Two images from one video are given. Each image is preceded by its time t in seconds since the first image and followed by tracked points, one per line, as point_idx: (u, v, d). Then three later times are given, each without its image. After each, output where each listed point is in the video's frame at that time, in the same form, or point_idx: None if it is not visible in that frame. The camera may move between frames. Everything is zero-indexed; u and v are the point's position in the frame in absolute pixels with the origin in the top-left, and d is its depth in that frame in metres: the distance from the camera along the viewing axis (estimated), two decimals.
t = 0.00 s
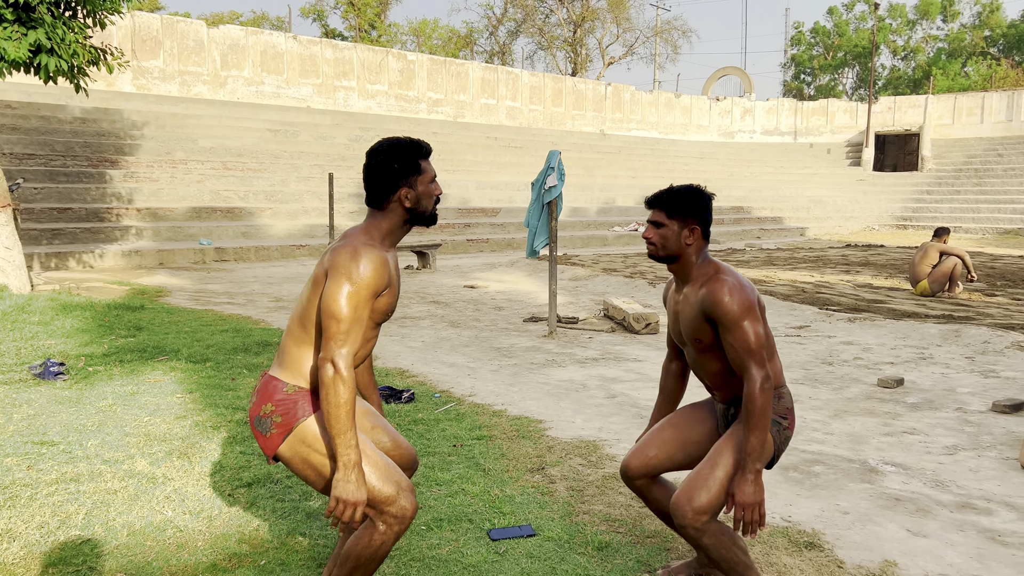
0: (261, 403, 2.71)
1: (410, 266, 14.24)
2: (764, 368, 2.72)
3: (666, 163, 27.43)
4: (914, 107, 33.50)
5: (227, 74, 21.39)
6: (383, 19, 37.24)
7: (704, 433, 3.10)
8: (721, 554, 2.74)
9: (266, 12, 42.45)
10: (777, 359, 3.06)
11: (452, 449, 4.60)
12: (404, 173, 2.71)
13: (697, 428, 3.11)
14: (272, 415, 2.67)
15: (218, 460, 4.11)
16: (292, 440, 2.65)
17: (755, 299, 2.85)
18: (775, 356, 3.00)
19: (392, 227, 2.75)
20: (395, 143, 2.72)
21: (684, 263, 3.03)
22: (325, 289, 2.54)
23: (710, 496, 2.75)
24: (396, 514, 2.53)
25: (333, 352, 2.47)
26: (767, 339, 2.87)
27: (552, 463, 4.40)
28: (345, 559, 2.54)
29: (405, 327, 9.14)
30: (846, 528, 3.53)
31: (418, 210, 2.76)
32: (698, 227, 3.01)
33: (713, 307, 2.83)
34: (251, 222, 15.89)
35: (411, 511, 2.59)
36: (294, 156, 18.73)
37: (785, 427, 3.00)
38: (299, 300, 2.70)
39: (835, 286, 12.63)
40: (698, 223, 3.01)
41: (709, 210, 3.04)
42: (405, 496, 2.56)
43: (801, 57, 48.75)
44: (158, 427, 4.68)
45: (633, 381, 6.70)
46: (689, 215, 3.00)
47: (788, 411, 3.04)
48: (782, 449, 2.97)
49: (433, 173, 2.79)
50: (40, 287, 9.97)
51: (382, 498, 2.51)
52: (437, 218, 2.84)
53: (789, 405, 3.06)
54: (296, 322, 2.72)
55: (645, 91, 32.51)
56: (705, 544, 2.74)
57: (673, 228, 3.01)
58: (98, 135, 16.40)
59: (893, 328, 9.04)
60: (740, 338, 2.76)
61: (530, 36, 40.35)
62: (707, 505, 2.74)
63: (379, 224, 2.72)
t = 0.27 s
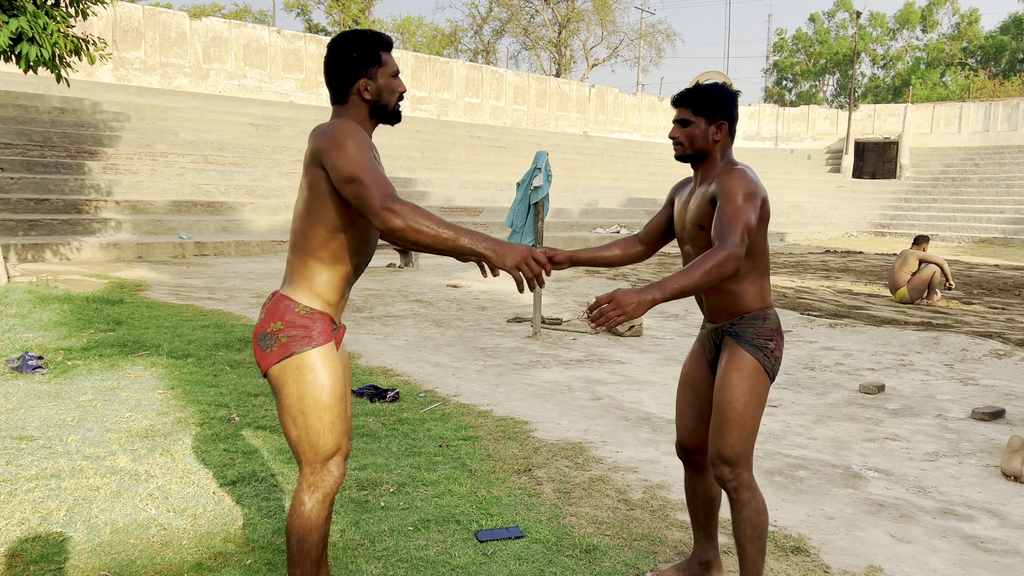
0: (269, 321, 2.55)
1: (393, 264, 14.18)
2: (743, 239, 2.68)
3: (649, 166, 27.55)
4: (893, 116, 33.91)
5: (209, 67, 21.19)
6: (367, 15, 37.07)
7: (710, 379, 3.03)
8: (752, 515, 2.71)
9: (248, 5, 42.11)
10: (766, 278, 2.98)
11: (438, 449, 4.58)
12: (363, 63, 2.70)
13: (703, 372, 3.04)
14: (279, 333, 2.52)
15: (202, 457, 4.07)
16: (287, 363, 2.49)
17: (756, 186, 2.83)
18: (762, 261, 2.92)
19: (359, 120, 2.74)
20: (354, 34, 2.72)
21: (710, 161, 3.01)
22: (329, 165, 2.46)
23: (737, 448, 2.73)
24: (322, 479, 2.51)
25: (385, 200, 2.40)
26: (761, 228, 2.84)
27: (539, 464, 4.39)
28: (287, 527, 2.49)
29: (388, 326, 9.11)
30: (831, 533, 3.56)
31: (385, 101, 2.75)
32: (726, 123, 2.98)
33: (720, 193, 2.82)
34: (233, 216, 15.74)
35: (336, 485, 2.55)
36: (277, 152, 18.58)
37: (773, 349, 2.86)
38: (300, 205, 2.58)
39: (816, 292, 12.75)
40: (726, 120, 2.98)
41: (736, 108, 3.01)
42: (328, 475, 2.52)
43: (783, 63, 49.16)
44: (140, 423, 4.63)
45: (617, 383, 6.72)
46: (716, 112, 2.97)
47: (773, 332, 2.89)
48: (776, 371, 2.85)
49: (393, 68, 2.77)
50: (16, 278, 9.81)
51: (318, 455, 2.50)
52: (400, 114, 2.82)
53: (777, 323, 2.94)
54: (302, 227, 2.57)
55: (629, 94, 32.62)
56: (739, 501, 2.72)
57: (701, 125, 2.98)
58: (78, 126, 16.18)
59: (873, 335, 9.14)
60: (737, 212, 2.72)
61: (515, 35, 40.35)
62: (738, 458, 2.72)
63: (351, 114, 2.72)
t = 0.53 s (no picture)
0: (259, 313, 2.57)
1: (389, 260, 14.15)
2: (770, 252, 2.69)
3: (645, 167, 27.56)
4: (890, 120, 33.96)
5: (207, 59, 21.12)
6: (365, 10, 36.98)
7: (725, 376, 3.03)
8: (759, 512, 2.72)
9: None
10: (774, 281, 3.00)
11: (435, 444, 4.58)
12: (396, 73, 2.73)
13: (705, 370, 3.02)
14: (269, 326, 2.52)
15: (199, 447, 4.06)
16: (277, 358, 2.49)
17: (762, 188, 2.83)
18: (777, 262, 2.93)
19: (386, 130, 2.74)
20: (389, 44, 2.76)
21: (704, 165, 3.01)
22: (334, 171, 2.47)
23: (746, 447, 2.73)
24: (327, 470, 2.51)
25: (357, 221, 2.36)
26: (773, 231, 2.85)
27: (536, 461, 4.39)
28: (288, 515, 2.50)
29: (384, 321, 9.09)
30: (828, 533, 3.57)
31: (415, 115, 2.76)
32: (712, 127, 2.99)
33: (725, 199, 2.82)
34: (229, 209, 15.69)
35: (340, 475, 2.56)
36: (274, 145, 18.53)
37: (778, 347, 2.86)
38: (304, 204, 2.62)
39: (811, 294, 12.78)
40: (711, 123, 2.99)
41: (720, 110, 3.02)
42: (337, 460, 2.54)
43: (781, 66, 49.22)
44: (136, 413, 4.61)
45: (614, 381, 6.72)
46: (700, 116, 2.98)
47: (780, 330, 2.89)
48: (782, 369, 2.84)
49: (429, 81, 2.79)
50: (10, 267, 9.76)
51: (319, 449, 2.50)
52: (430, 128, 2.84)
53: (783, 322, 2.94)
54: (303, 226, 2.61)
55: (627, 94, 32.63)
56: (746, 499, 2.73)
57: (687, 132, 3.00)
58: (74, 115, 16.11)
59: (869, 338, 9.17)
60: (753, 228, 2.72)
61: (513, 33, 40.31)
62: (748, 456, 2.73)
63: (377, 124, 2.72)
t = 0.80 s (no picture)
0: (260, 394, 2.63)
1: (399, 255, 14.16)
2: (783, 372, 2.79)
3: (658, 165, 27.45)
4: (905, 121, 33.56)
5: (221, 52, 21.18)
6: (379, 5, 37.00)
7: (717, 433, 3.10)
8: (722, 551, 2.70)
9: None
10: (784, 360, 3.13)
11: (442, 438, 4.56)
12: (440, 187, 2.75)
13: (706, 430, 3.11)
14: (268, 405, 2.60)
15: (206, 438, 4.06)
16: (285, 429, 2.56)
17: (756, 302, 2.87)
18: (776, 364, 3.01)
19: (423, 240, 2.77)
20: (435, 158, 2.79)
21: (678, 275, 3.04)
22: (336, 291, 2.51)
23: (714, 493, 2.71)
24: (396, 501, 2.48)
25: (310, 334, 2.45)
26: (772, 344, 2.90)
27: (542, 457, 4.38)
28: (341, 548, 2.46)
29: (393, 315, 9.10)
30: (836, 535, 3.54)
31: (454, 227, 2.78)
32: (689, 238, 3.03)
33: (713, 311, 2.86)
34: (241, 202, 15.74)
35: (411, 501, 2.52)
36: (286, 139, 18.57)
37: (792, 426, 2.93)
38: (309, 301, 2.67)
39: (823, 295, 12.70)
40: (688, 234, 3.03)
41: (700, 223, 3.06)
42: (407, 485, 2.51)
43: (796, 65, 48.90)
44: (145, 402, 4.63)
45: (622, 379, 6.70)
46: (680, 228, 3.01)
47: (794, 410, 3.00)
48: (791, 444, 2.94)
49: (471, 197, 2.80)
50: (24, 256, 9.82)
51: (379, 487, 2.46)
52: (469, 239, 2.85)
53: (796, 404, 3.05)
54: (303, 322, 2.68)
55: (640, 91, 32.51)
56: (705, 541, 2.71)
57: (664, 242, 3.03)
58: (89, 107, 16.19)
59: (880, 339, 9.10)
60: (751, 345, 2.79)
61: (527, 30, 40.22)
62: (709, 501, 2.70)
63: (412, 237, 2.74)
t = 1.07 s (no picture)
0: (276, 328, 2.59)
1: (420, 253, 14.19)
2: (773, 288, 2.66)
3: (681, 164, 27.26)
4: (935, 120, 32.87)
5: (246, 50, 21.35)
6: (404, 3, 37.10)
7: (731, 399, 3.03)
8: (750, 536, 2.67)
9: None
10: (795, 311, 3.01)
11: (453, 437, 4.56)
12: (420, 90, 2.75)
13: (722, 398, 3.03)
14: (284, 340, 2.54)
15: (219, 433, 4.09)
16: (296, 371, 2.51)
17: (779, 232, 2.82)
18: (790, 296, 2.93)
19: (406, 148, 2.77)
20: (420, 64, 2.78)
21: (722, 194, 3.05)
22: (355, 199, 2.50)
23: (741, 469, 2.66)
24: (368, 477, 2.48)
25: (382, 260, 2.42)
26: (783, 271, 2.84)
27: (552, 456, 4.36)
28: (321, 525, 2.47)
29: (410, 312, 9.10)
30: (849, 539, 3.48)
31: (433, 133, 2.78)
32: (746, 158, 3.05)
33: (737, 232, 2.83)
34: (264, 198, 15.85)
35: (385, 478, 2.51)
36: (309, 136, 18.68)
37: (803, 379, 2.90)
38: (322, 218, 2.64)
39: (846, 296, 12.54)
40: (746, 155, 3.05)
41: (757, 146, 3.08)
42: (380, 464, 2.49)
43: (823, 64, 48.32)
44: (160, 397, 4.67)
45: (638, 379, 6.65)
46: (737, 146, 3.04)
47: (806, 362, 2.92)
48: (803, 402, 2.88)
49: (453, 105, 2.79)
50: (50, 251, 9.95)
51: (359, 454, 2.47)
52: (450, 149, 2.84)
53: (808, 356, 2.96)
54: (319, 244, 2.64)
55: (664, 90, 32.31)
56: (737, 524, 2.67)
57: (719, 158, 3.05)
58: (116, 104, 16.40)
59: (903, 342, 8.97)
60: (760, 259, 2.72)
61: (551, 28, 40.14)
62: (738, 479, 2.65)
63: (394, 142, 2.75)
